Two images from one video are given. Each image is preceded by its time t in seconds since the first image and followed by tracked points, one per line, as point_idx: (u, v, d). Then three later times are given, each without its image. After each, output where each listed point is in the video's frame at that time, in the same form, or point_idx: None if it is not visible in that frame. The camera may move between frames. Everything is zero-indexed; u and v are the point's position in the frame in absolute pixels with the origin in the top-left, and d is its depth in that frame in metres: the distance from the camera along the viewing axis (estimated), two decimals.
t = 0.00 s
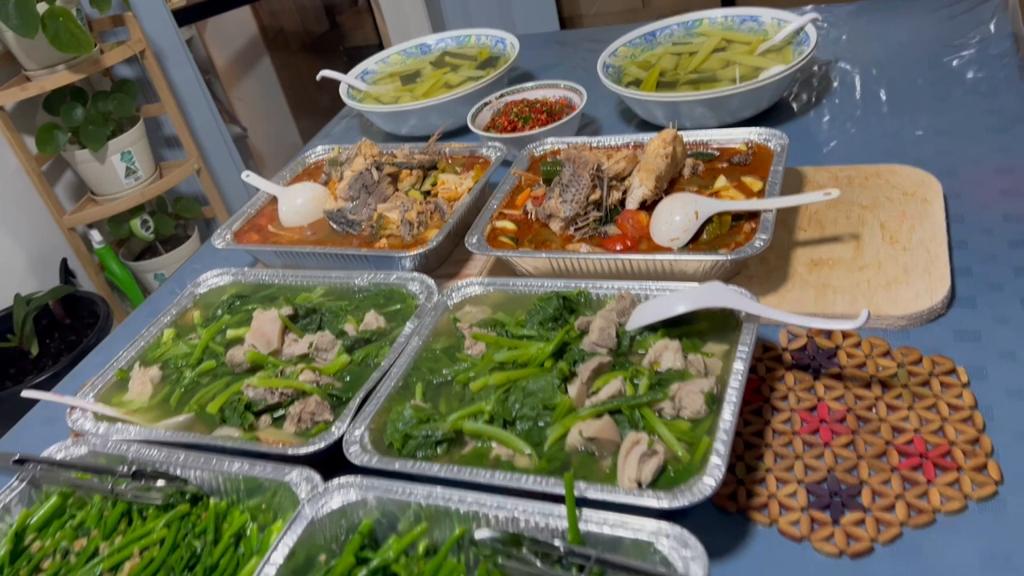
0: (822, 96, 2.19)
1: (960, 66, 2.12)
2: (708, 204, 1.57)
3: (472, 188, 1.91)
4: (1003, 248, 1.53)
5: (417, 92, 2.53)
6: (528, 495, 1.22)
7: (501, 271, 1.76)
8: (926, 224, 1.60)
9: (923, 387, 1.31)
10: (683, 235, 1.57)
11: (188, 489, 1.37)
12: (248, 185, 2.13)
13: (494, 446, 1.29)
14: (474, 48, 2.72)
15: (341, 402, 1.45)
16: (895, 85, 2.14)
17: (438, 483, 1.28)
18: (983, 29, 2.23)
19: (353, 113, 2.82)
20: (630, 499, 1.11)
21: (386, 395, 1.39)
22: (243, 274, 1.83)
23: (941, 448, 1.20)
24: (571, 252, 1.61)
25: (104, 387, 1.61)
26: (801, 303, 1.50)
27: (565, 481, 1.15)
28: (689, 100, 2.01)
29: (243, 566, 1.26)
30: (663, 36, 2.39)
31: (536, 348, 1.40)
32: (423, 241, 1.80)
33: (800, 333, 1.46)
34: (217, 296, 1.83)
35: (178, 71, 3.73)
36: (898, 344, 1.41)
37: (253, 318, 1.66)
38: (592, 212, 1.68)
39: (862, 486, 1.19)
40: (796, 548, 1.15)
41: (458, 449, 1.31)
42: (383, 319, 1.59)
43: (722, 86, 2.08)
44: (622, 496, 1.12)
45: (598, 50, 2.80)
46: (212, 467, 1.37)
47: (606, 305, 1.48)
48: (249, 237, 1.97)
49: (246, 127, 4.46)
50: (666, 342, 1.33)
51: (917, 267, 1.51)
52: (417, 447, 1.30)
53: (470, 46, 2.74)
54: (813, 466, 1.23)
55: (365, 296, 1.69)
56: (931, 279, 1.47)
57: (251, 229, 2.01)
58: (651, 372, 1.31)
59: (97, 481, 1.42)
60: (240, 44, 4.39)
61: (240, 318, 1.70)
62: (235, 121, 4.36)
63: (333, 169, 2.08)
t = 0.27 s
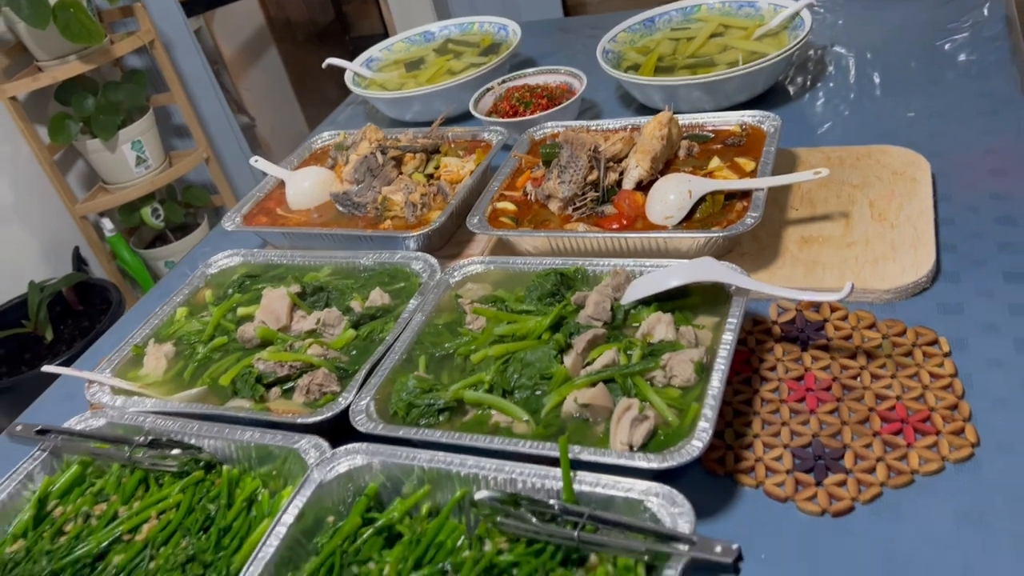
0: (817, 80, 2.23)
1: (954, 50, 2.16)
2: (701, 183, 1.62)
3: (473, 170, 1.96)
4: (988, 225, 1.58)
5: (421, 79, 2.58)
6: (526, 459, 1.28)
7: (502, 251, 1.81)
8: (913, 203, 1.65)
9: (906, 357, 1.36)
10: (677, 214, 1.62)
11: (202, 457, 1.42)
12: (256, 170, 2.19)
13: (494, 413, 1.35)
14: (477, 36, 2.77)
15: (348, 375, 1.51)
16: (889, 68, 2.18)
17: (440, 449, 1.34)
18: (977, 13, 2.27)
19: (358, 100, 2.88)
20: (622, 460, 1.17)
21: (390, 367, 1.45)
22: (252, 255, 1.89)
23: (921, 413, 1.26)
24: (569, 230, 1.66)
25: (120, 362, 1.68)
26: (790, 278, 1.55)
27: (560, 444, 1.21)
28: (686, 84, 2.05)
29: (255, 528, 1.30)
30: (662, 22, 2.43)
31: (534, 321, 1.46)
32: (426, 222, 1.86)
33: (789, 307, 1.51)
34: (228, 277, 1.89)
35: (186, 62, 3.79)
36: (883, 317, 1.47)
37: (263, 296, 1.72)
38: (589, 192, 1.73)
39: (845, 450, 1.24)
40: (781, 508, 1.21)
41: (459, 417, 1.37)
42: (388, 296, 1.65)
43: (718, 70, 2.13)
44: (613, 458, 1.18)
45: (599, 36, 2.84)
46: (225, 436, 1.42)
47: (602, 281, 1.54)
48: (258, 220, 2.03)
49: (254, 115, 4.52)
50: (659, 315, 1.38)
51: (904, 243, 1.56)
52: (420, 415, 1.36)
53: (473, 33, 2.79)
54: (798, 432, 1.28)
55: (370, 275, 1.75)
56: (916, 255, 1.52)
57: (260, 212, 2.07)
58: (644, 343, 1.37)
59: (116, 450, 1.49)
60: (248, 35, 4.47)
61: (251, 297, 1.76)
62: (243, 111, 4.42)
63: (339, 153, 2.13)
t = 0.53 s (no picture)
0: (825, 54, 2.24)
1: (961, 23, 2.17)
2: (711, 152, 1.64)
3: (485, 144, 1.99)
4: (994, 192, 1.60)
5: (431, 58, 2.60)
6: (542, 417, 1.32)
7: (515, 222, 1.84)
8: (921, 170, 1.67)
9: (913, 318, 1.39)
10: (687, 182, 1.64)
11: (224, 420, 1.46)
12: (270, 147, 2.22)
13: (509, 374, 1.38)
14: (486, 15, 2.79)
15: (365, 340, 1.55)
16: (896, 42, 2.19)
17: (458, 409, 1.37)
18: None
19: (369, 80, 2.90)
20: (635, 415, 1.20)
21: (407, 332, 1.49)
22: (268, 228, 1.92)
23: (929, 370, 1.28)
24: (581, 200, 1.69)
25: (141, 330, 1.71)
26: (799, 244, 1.58)
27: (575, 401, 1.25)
28: (695, 58, 2.07)
29: (278, 485, 1.33)
30: None
31: (547, 287, 1.49)
32: (439, 194, 1.88)
33: (798, 272, 1.53)
34: (244, 249, 1.93)
35: (195, 47, 3.82)
36: (891, 280, 1.49)
37: (280, 266, 1.75)
38: (600, 162, 1.75)
39: (854, 406, 1.27)
40: (791, 461, 1.24)
41: (475, 378, 1.41)
42: (403, 266, 1.68)
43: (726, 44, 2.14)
44: (627, 414, 1.21)
45: (607, 14, 2.85)
46: (247, 399, 1.45)
47: (614, 247, 1.56)
48: (273, 194, 2.07)
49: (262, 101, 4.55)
50: (670, 279, 1.41)
51: (911, 209, 1.58)
52: (437, 376, 1.40)
53: (482, 13, 2.81)
54: (808, 390, 1.31)
55: (385, 246, 1.78)
56: (923, 220, 1.55)
57: (274, 187, 2.10)
58: (656, 306, 1.40)
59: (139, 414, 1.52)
60: (255, 21, 4.49)
61: (268, 268, 1.79)
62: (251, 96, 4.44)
63: (352, 129, 2.16)
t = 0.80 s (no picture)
0: (835, 25, 2.26)
1: None
2: (725, 116, 1.66)
3: (499, 113, 2.01)
4: (1004, 153, 1.63)
5: (444, 33, 2.62)
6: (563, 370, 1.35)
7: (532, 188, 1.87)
8: (932, 134, 1.69)
9: (926, 274, 1.42)
10: (702, 145, 1.67)
11: (251, 377, 1.49)
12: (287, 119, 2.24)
13: (529, 330, 1.42)
14: None
15: (387, 301, 1.58)
16: (906, 12, 2.21)
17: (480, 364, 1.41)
18: None
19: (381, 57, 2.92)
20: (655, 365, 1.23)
21: (428, 292, 1.52)
22: (287, 197, 1.95)
23: (941, 323, 1.31)
24: (597, 164, 1.71)
25: (165, 295, 1.75)
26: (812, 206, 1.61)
27: (596, 353, 1.28)
28: (706, 29, 2.09)
29: (305, 439, 1.36)
30: None
31: (565, 247, 1.51)
32: (456, 162, 1.91)
33: (812, 232, 1.56)
34: (264, 218, 1.96)
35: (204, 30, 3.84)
36: (903, 239, 1.52)
37: (301, 233, 1.78)
38: (615, 127, 1.77)
39: (868, 357, 1.30)
40: (807, 410, 1.27)
41: (496, 335, 1.44)
42: (422, 231, 1.71)
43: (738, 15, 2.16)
44: (647, 363, 1.25)
45: None
46: (272, 357, 1.49)
47: (630, 209, 1.59)
48: (291, 165, 2.10)
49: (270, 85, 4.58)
50: (687, 237, 1.43)
51: (922, 171, 1.61)
52: (459, 333, 1.43)
53: None
54: (822, 343, 1.34)
55: (403, 213, 1.81)
56: (935, 181, 1.57)
57: (292, 158, 2.13)
58: (673, 264, 1.43)
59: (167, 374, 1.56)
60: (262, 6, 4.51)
61: (289, 234, 1.83)
62: (260, 80, 4.46)
63: (368, 101, 2.19)
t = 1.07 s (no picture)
0: None
1: None
2: (738, 78, 1.69)
3: (513, 81, 2.04)
4: (1012, 113, 1.66)
5: (454, 6, 2.64)
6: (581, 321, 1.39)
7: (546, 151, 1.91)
8: (940, 95, 1.72)
9: (935, 228, 1.45)
10: (715, 107, 1.70)
11: (276, 333, 1.53)
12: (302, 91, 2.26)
13: (548, 284, 1.45)
14: None
15: (407, 260, 1.62)
16: None
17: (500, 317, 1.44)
18: None
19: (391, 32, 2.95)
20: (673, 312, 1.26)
21: (447, 250, 1.55)
22: (305, 164, 1.98)
23: (951, 272, 1.35)
24: (611, 127, 1.74)
25: (188, 258, 1.79)
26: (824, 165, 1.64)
27: (615, 302, 1.31)
28: None
29: (331, 389, 1.40)
30: None
31: (581, 205, 1.54)
32: (470, 127, 1.94)
33: (823, 189, 1.59)
34: (283, 185, 1.99)
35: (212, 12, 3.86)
36: (913, 195, 1.55)
37: (320, 197, 1.82)
38: (629, 91, 1.80)
39: (880, 306, 1.33)
40: (820, 357, 1.31)
41: (516, 289, 1.47)
42: (439, 193, 1.75)
43: None
44: (663, 311, 1.29)
45: None
46: (296, 313, 1.53)
47: (644, 169, 1.62)
48: (307, 134, 2.13)
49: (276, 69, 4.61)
50: (701, 194, 1.46)
51: (931, 131, 1.64)
52: (479, 288, 1.47)
53: None
54: (835, 293, 1.37)
55: (420, 177, 1.84)
56: (944, 140, 1.60)
57: (308, 127, 2.17)
58: (688, 219, 1.46)
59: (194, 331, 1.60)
60: None
61: (308, 199, 1.86)
62: (267, 64, 4.48)
63: (382, 72, 2.23)
